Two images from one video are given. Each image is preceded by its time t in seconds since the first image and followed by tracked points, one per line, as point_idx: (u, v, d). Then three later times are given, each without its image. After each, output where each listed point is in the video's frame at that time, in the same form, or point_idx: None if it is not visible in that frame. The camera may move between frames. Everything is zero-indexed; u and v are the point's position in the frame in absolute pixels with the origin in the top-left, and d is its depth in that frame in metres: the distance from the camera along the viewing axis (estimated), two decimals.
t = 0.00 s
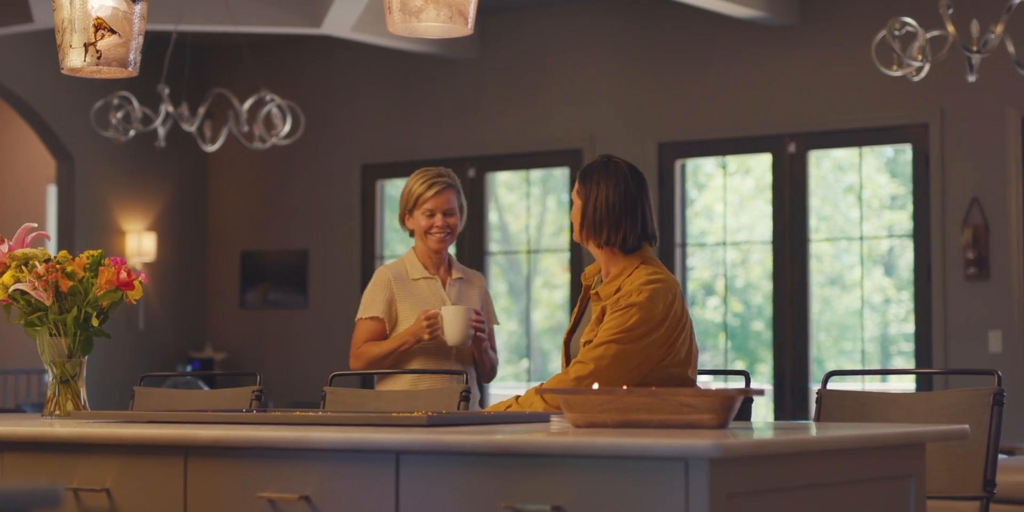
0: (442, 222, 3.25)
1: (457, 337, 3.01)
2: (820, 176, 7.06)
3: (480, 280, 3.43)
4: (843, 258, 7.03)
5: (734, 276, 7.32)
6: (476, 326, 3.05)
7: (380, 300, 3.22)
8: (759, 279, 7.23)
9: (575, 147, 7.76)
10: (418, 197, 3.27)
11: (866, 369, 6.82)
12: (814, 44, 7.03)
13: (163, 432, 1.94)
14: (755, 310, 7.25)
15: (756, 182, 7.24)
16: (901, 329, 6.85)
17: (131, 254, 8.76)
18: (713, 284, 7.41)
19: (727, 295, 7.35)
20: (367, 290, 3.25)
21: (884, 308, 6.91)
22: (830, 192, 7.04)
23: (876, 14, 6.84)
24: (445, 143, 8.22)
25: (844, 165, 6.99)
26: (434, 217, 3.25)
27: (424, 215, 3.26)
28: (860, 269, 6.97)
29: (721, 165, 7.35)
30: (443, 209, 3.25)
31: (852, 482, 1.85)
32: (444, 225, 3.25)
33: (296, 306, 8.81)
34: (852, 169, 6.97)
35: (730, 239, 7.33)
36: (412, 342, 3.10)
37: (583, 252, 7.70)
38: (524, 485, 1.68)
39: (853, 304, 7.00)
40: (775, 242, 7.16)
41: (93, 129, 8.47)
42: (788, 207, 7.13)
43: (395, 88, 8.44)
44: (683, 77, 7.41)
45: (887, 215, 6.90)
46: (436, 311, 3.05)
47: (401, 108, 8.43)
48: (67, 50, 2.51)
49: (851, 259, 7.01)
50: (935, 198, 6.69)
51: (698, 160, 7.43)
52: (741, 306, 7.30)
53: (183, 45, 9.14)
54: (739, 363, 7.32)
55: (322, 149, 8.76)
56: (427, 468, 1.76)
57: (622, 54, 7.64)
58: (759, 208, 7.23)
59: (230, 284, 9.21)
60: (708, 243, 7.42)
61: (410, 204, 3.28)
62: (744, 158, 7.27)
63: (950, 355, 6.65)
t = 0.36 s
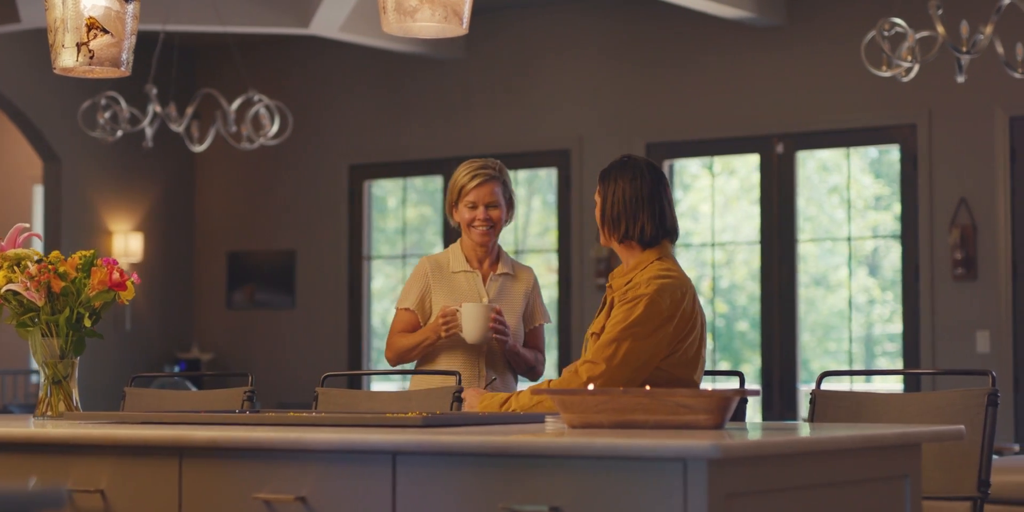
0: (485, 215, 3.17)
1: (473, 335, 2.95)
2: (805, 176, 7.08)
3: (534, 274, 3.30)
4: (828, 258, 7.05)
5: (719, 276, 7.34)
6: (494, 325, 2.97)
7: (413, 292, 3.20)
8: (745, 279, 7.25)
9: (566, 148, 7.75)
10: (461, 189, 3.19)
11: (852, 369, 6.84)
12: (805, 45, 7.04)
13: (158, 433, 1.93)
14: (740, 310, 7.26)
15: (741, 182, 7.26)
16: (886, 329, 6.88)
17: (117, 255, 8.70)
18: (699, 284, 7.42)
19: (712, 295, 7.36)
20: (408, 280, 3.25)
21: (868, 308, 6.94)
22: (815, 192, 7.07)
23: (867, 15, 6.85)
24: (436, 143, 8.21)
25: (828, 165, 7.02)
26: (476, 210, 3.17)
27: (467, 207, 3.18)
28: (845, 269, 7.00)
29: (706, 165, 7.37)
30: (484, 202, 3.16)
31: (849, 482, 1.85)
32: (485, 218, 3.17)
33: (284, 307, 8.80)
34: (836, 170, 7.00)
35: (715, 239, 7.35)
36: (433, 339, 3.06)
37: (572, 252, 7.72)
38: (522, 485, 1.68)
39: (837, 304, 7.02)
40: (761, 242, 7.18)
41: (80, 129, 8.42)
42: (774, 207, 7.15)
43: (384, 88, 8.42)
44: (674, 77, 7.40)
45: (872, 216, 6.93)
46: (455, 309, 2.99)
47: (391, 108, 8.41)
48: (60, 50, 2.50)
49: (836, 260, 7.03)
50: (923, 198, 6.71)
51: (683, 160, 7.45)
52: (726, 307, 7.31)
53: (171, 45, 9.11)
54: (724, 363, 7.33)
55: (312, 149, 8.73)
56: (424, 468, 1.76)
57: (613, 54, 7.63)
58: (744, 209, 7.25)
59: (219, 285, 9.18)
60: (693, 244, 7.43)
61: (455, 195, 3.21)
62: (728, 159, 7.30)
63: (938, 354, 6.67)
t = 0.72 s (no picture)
0: (494, 213, 3.10)
1: (478, 334, 2.89)
2: (786, 177, 7.11)
3: (536, 271, 3.24)
4: (809, 258, 7.09)
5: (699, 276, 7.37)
6: (498, 323, 2.90)
7: (415, 295, 3.15)
8: (725, 278, 7.28)
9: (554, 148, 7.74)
10: (465, 189, 3.10)
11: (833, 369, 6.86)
12: (793, 45, 7.04)
13: (149, 433, 1.93)
14: (721, 310, 7.30)
15: (721, 181, 7.29)
16: (867, 329, 6.93)
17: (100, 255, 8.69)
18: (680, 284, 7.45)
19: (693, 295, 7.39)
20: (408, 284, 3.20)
21: (848, 308, 6.99)
22: (796, 192, 7.10)
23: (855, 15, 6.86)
24: (423, 143, 8.20)
25: (809, 165, 7.05)
26: (485, 207, 3.10)
27: (474, 206, 3.10)
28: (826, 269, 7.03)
29: (687, 166, 7.41)
30: (494, 199, 3.09)
31: (841, 482, 1.85)
32: (496, 216, 3.10)
33: (267, 306, 8.78)
34: (816, 170, 7.03)
35: (695, 239, 7.38)
36: (435, 342, 3.00)
37: (556, 252, 7.71)
38: (516, 485, 1.68)
39: (818, 304, 7.06)
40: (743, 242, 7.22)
41: (64, 128, 8.39)
42: (754, 207, 7.19)
43: (371, 87, 8.40)
44: (661, 77, 7.40)
45: (852, 216, 6.98)
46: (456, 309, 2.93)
47: (376, 108, 8.39)
48: (49, 49, 2.50)
49: (816, 259, 7.07)
50: (908, 198, 6.73)
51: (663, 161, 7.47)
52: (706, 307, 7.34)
53: (155, 44, 9.08)
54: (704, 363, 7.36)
55: (297, 149, 8.70)
56: (417, 468, 1.76)
57: (601, 54, 7.62)
58: (725, 209, 7.29)
59: (202, 285, 9.16)
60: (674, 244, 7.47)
61: (456, 194, 3.13)
62: (708, 160, 7.33)
63: (922, 354, 6.69)
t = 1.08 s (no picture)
0: (488, 208, 3.03)
1: (473, 332, 2.81)
2: (767, 177, 7.14)
3: (532, 264, 3.20)
4: (790, 258, 7.11)
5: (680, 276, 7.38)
6: (496, 319, 2.83)
7: (409, 290, 3.06)
8: (705, 279, 7.30)
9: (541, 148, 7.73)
10: (459, 183, 3.02)
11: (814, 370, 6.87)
12: (781, 45, 7.04)
13: (141, 434, 1.92)
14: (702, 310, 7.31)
15: (701, 181, 7.32)
16: (847, 329, 6.95)
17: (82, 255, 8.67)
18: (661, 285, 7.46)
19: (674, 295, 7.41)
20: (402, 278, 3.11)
21: (828, 308, 7.01)
22: (778, 192, 7.12)
23: (843, 16, 6.87)
24: (410, 142, 8.18)
25: (789, 165, 7.08)
26: (479, 202, 3.03)
27: (468, 202, 3.03)
28: (807, 269, 7.06)
29: (667, 167, 7.42)
30: (488, 195, 3.03)
31: (833, 482, 1.85)
32: (490, 210, 3.03)
33: (250, 306, 8.77)
34: (796, 170, 7.06)
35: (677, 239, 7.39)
36: (432, 337, 2.95)
37: (539, 252, 7.71)
38: (511, 485, 1.68)
39: (799, 304, 7.08)
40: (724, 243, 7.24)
41: (46, 128, 8.34)
42: (733, 206, 7.22)
43: (358, 87, 8.38)
44: (649, 77, 7.40)
45: (832, 216, 7.01)
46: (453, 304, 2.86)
47: (363, 107, 8.37)
48: (37, 48, 2.48)
49: (796, 260, 7.09)
50: (892, 198, 6.75)
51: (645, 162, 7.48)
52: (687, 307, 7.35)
53: (137, 43, 9.06)
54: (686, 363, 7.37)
55: (282, 149, 8.68)
56: (410, 468, 1.75)
57: (589, 54, 7.61)
58: (706, 209, 7.31)
59: (185, 285, 9.13)
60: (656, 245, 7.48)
61: (450, 190, 3.05)
62: (687, 159, 7.35)
63: (906, 354, 6.70)
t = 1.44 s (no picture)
0: (489, 213, 2.98)
1: (468, 326, 2.75)
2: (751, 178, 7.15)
3: (545, 266, 3.16)
4: (773, 258, 7.13)
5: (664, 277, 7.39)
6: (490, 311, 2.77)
7: (419, 290, 3.05)
8: (689, 279, 7.31)
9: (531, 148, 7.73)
10: (465, 183, 2.99)
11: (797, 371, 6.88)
12: (772, 46, 7.04)
13: (135, 435, 1.92)
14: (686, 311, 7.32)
15: (684, 182, 7.34)
16: (829, 329, 6.98)
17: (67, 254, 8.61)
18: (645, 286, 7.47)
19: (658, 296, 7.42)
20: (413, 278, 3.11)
21: (811, 308, 7.03)
22: (761, 193, 7.14)
23: (833, 17, 6.88)
24: (399, 143, 8.17)
25: (773, 166, 7.09)
26: (479, 207, 2.98)
27: (470, 204, 2.99)
28: (791, 269, 7.08)
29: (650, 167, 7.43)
30: (489, 199, 2.97)
31: (829, 483, 1.85)
32: (492, 216, 2.98)
33: (236, 307, 8.75)
34: (779, 170, 7.08)
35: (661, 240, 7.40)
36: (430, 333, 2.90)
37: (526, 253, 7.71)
38: (508, 485, 1.68)
39: (781, 305, 7.10)
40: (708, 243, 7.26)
41: (31, 127, 8.31)
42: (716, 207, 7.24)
43: (347, 87, 8.36)
44: (639, 77, 7.39)
45: (815, 217, 7.03)
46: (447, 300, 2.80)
47: (351, 108, 8.35)
48: (28, 48, 2.48)
49: (779, 260, 7.12)
50: (879, 198, 6.76)
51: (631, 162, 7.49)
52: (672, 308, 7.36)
53: (123, 43, 9.04)
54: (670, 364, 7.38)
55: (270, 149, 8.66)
56: (407, 469, 1.75)
57: (579, 54, 7.61)
58: (689, 210, 7.33)
59: (171, 286, 9.11)
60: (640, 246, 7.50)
61: (459, 189, 3.02)
62: (671, 159, 7.37)
63: (893, 354, 6.72)
